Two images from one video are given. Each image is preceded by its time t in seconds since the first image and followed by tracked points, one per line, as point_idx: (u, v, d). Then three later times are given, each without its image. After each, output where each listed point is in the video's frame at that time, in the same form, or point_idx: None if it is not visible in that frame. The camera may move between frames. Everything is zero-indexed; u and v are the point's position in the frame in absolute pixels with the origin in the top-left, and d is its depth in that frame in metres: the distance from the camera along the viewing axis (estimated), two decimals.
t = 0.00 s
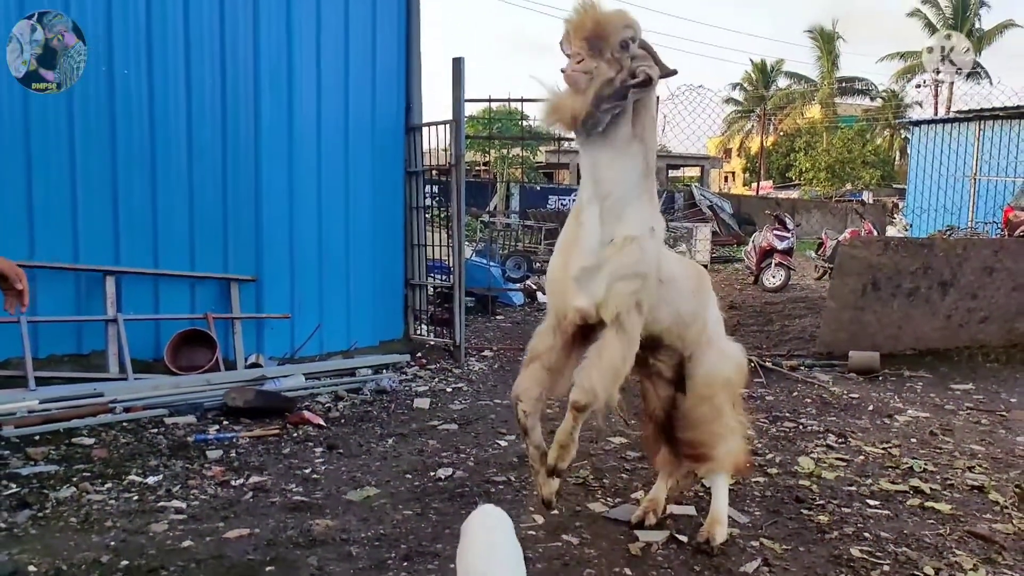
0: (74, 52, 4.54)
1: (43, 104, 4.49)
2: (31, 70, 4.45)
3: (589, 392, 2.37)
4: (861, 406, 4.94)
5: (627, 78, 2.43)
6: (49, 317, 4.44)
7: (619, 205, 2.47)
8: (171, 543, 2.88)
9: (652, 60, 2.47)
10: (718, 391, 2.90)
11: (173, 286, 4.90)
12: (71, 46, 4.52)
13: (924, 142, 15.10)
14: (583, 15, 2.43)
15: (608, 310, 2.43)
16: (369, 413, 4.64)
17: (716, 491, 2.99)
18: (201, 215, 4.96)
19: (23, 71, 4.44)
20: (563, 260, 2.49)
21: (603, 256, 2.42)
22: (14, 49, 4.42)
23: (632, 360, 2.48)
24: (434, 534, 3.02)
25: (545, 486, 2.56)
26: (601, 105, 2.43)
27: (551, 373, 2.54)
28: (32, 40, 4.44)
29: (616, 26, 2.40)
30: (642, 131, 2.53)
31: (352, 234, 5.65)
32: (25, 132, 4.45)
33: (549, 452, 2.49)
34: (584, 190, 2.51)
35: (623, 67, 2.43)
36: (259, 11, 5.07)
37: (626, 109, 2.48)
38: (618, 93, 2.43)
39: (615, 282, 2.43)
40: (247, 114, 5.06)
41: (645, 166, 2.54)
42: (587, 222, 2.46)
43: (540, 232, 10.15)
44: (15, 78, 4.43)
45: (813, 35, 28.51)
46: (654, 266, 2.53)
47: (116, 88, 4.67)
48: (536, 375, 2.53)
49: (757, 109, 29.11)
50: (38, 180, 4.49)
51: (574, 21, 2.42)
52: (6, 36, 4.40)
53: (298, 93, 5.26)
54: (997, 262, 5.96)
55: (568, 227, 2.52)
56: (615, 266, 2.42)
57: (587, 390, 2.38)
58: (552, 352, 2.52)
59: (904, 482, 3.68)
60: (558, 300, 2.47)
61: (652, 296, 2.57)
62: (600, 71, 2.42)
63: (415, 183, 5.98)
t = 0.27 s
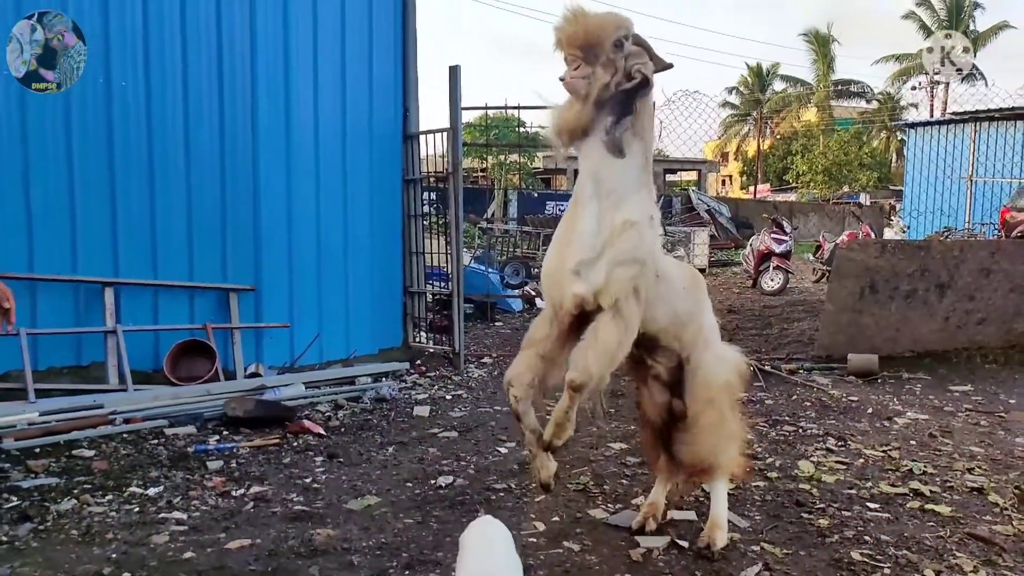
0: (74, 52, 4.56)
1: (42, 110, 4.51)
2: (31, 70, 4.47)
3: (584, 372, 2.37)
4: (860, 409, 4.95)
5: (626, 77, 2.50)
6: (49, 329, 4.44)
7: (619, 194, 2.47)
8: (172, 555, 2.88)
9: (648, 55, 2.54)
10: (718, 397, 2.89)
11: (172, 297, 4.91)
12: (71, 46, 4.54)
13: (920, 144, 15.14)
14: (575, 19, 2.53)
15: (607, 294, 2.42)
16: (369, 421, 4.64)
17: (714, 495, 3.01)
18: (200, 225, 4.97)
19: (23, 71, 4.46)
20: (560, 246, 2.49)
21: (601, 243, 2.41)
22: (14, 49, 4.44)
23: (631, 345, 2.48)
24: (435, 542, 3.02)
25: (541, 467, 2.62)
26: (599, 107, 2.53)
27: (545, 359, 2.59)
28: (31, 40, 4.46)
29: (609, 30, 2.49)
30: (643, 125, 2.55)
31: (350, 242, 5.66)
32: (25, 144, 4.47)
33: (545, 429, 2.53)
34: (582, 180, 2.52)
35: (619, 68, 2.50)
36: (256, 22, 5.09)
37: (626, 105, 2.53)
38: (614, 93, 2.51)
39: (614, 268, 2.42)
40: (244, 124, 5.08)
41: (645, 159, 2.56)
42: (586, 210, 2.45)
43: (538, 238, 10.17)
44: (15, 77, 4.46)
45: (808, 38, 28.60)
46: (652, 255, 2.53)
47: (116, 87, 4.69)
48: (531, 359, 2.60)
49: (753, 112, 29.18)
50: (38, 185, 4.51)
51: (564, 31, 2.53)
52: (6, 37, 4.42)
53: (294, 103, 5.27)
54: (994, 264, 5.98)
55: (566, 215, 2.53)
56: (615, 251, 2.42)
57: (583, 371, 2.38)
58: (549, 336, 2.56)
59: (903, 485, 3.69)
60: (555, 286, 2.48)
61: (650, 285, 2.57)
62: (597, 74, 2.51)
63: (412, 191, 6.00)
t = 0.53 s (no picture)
0: (74, 53, 4.52)
1: (41, 118, 4.46)
2: (31, 70, 4.42)
3: (586, 357, 2.42)
4: (862, 416, 4.95)
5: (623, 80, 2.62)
6: (50, 345, 4.43)
7: (618, 189, 2.57)
8: (175, 572, 2.88)
9: (641, 55, 2.68)
10: (718, 404, 2.84)
11: (173, 312, 4.91)
12: (70, 46, 4.50)
13: (918, 149, 15.19)
14: (568, 28, 2.67)
15: (608, 284, 2.47)
16: (371, 433, 4.64)
17: (716, 504, 2.99)
18: (201, 241, 4.98)
19: (23, 71, 4.40)
20: (560, 241, 2.56)
21: (601, 235, 2.49)
22: (14, 49, 4.38)
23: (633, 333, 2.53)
24: (438, 555, 3.02)
25: (540, 451, 2.71)
26: (597, 111, 2.65)
27: (540, 352, 2.64)
28: (32, 40, 4.41)
29: (602, 36, 2.62)
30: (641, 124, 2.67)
31: (350, 254, 5.68)
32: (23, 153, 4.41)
33: (545, 412, 2.60)
34: (582, 178, 2.61)
35: (615, 71, 2.63)
36: (253, 37, 5.12)
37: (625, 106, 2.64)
38: (611, 95, 2.64)
39: (614, 257, 2.49)
40: (243, 138, 5.10)
41: (642, 158, 2.66)
42: (586, 206, 2.55)
43: (538, 247, 10.19)
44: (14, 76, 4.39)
45: (804, 45, 28.70)
46: (651, 248, 2.60)
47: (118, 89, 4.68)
48: (526, 351, 2.64)
49: (751, 118, 29.26)
50: (37, 191, 4.46)
51: (558, 41, 2.66)
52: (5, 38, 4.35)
53: (292, 117, 5.30)
54: (992, 268, 5.98)
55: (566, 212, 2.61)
56: (614, 242, 2.50)
57: (586, 357, 2.43)
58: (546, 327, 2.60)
59: (906, 491, 3.69)
60: (555, 279, 2.54)
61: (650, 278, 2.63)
62: (593, 79, 2.63)
63: (411, 203, 6.03)
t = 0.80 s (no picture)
0: (74, 52, 4.57)
1: (49, 132, 4.54)
2: (31, 70, 4.48)
3: (591, 347, 2.49)
4: (869, 428, 4.94)
5: (624, 86, 2.71)
6: (58, 363, 4.45)
7: (620, 185, 2.60)
8: None
9: (639, 59, 2.75)
10: (719, 417, 2.83)
11: (180, 329, 4.94)
12: (71, 47, 4.55)
13: (922, 158, 15.19)
14: (569, 37, 2.66)
15: (612, 277, 2.51)
16: (377, 449, 4.65)
17: (723, 519, 2.97)
18: (208, 258, 5.00)
19: (23, 71, 4.47)
20: (564, 239, 2.63)
21: (604, 230, 2.53)
22: (14, 49, 4.45)
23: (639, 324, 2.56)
24: (445, 571, 3.02)
25: (545, 442, 2.77)
26: (597, 117, 2.72)
27: (541, 346, 2.74)
28: (32, 41, 4.47)
29: (602, 41, 2.66)
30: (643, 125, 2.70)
31: (355, 270, 5.70)
32: (32, 166, 4.49)
33: (553, 401, 2.67)
34: (585, 180, 2.67)
35: (615, 77, 2.69)
36: (259, 55, 5.15)
37: (626, 109, 2.72)
38: (613, 99, 2.70)
39: (616, 251, 2.52)
40: (249, 155, 5.13)
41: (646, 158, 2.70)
42: (589, 204, 2.59)
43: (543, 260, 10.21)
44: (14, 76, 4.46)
45: (806, 56, 28.79)
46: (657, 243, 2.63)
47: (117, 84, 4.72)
48: (528, 345, 2.73)
49: (754, 130, 29.31)
50: (46, 203, 4.53)
51: (560, 50, 2.68)
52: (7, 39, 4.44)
53: (298, 134, 5.33)
54: (998, 278, 5.97)
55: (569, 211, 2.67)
56: (619, 235, 2.52)
57: (591, 347, 2.49)
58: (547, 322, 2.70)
59: (915, 504, 3.67)
60: (559, 275, 2.60)
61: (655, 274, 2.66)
62: (595, 86, 2.68)
63: (417, 218, 6.06)
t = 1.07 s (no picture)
0: (74, 52, 4.54)
1: (59, 140, 4.55)
2: (31, 70, 4.45)
3: (595, 334, 2.51)
4: (879, 437, 4.92)
5: (629, 85, 2.71)
6: (69, 375, 4.48)
7: (625, 179, 2.64)
8: None
9: (644, 59, 2.74)
10: (723, 429, 2.76)
11: (190, 340, 4.97)
12: (70, 47, 4.52)
13: (930, 165, 15.15)
14: (573, 39, 2.68)
15: (616, 269, 2.54)
16: (386, 459, 4.66)
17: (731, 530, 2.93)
18: (218, 268, 5.04)
19: (23, 71, 4.44)
20: (569, 233, 2.67)
21: (608, 222, 2.57)
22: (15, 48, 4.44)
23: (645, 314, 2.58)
24: None
25: (554, 429, 2.81)
26: (601, 118, 2.75)
27: (545, 340, 2.76)
28: (33, 40, 4.46)
29: (608, 42, 2.68)
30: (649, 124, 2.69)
31: (364, 280, 5.73)
32: (43, 174, 4.50)
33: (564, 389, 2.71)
34: (592, 178, 2.71)
35: (621, 78, 2.71)
36: (268, 68, 5.20)
37: (631, 109, 2.72)
38: (618, 99, 2.72)
39: (621, 243, 2.55)
40: (258, 165, 5.18)
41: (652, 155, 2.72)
42: (595, 199, 2.63)
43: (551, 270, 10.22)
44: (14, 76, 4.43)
45: (813, 64, 28.79)
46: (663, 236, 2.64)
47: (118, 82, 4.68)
48: (532, 338, 2.75)
49: (761, 138, 29.30)
50: (57, 208, 4.54)
51: (565, 52, 2.69)
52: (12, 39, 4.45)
53: (306, 147, 5.37)
54: (1008, 286, 5.95)
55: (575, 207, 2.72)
56: (624, 227, 2.55)
57: (597, 334, 2.51)
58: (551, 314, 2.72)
59: (926, 514, 3.65)
60: (564, 268, 2.64)
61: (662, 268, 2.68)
62: (600, 87, 2.71)
63: (425, 229, 6.10)
